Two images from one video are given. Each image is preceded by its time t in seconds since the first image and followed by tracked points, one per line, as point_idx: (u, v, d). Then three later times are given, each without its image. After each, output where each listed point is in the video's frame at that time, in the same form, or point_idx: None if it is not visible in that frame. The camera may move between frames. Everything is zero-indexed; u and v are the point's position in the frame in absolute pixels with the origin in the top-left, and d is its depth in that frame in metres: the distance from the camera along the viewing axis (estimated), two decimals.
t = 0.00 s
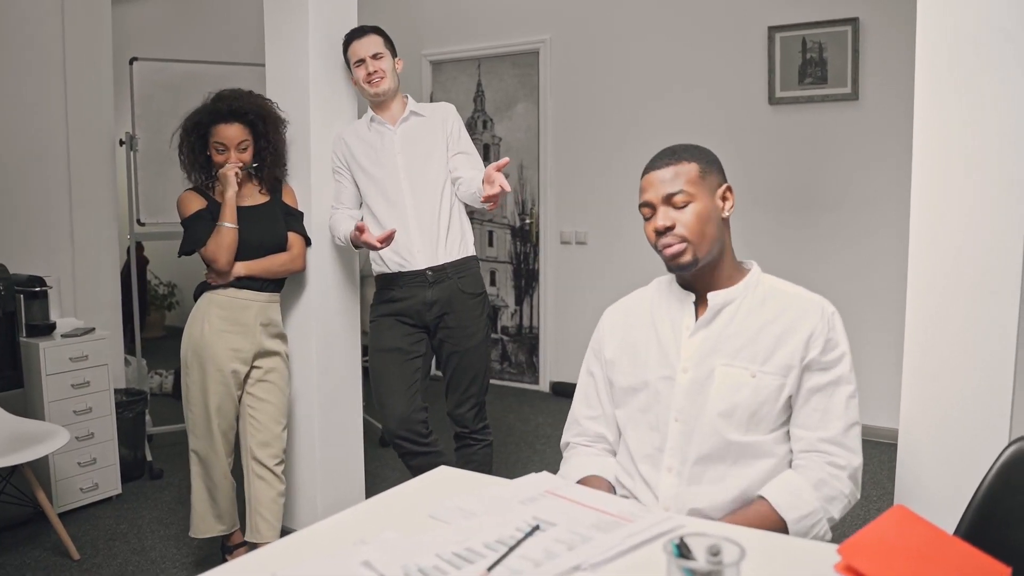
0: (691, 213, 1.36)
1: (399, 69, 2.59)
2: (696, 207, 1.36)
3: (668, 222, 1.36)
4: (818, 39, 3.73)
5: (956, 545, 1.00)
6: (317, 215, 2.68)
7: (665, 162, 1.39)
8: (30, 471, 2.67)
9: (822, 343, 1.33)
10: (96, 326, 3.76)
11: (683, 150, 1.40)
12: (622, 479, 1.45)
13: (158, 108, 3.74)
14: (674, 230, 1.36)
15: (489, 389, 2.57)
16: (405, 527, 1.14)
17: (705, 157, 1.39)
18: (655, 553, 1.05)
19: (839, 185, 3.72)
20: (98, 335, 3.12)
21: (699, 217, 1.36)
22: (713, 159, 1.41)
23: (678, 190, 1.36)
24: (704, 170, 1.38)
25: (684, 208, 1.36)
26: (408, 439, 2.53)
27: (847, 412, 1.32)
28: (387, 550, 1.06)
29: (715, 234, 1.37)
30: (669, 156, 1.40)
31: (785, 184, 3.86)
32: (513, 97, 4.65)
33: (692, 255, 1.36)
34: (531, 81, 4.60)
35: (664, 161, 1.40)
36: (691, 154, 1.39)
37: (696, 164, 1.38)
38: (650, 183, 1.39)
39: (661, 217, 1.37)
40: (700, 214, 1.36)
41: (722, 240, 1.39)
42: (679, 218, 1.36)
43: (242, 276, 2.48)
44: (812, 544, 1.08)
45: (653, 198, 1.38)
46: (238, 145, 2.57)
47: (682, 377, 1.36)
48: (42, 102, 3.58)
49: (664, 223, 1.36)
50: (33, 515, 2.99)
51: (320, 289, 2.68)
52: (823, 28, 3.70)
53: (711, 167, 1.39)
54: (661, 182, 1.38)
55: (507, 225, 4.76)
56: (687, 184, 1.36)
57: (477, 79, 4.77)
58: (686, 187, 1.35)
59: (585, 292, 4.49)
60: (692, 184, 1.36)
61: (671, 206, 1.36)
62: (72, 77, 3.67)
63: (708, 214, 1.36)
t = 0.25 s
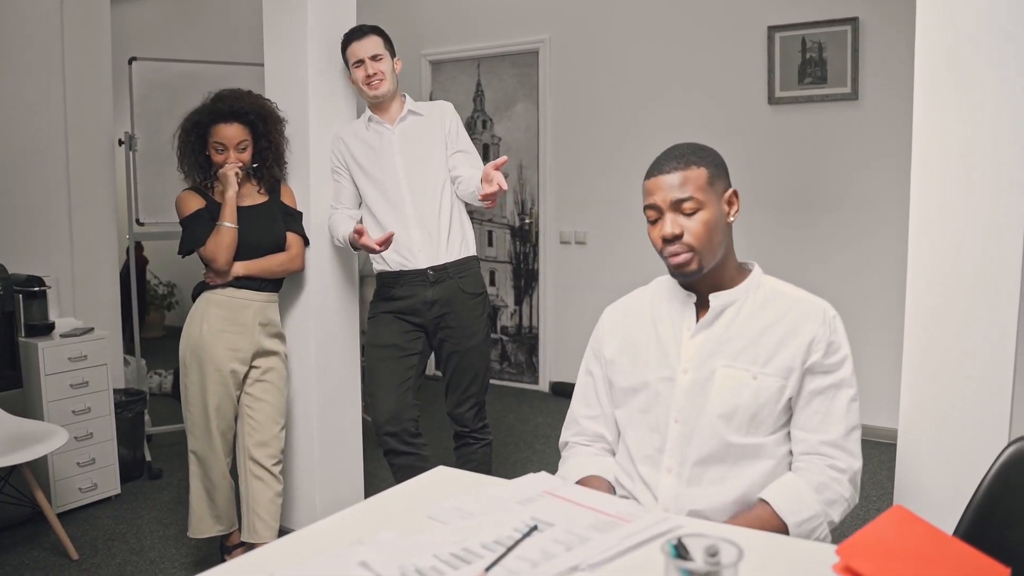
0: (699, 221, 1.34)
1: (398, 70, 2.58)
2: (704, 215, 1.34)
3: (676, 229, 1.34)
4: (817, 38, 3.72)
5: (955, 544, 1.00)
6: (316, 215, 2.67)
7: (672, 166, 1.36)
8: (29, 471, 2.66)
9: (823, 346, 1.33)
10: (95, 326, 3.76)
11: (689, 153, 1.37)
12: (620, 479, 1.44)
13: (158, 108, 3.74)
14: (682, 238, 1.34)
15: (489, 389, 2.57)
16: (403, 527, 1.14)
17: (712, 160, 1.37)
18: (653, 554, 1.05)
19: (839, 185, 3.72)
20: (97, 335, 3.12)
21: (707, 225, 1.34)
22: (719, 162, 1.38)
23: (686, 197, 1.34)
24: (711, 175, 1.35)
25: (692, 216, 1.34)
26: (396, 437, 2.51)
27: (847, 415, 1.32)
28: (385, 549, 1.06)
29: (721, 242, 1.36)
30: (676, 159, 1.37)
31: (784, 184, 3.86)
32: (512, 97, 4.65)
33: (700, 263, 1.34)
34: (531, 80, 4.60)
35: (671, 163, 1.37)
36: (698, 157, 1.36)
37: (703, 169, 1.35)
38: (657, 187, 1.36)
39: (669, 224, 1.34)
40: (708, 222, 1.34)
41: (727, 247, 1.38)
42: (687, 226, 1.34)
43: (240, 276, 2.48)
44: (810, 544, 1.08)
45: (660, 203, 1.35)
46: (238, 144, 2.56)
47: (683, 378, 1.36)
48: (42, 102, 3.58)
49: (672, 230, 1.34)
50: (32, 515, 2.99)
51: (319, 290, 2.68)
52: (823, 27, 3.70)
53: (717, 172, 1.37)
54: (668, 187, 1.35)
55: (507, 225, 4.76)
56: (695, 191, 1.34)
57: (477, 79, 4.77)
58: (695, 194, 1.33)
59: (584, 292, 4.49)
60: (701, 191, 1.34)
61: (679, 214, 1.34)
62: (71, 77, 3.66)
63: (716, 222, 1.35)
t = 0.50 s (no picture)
0: (703, 228, 1.31)
1: (399, 71, 2.57)
2: (708, 222, 1.31)
3: (679, 236, 1.31)
4: (817, 38, 3.72)
5: (955, 544, 1.00)
6: (315, 215, 2.67)
7: (676, 169, 1.32)
8: (28, 470, 2.66)
9: (822, 347, 1.32)
10: (94, 326, 3.76)
11: (694, 155, 1.33)
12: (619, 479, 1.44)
13: (157, 108, 3.74)
14: (685, 245, 1.31)
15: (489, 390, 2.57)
16: (402, 527, 1.14)
17: (717, 163, 1.33)
18: (652, 554, 1.05)
19: (839, 185, 3.71)
20: (96, 335, 3.12)
21: (710, 232, 1.31)
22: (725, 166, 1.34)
23: (691, 203, 1.31)
24: (716, 180, 1.32)
25: (696, 222, 1.31)
26: (386, 435, 2.50)
27: (847, 416, 1.32)
28: (384, 549, 1.06)
29: (723, 248, 1.33)
30: (681, 162, 1.33)
31: (784, 184, 3.85)
32: (511, 97, 4.65)
33: (702, 271, 1.32)
34: (530, 80, 4.59)
35: (676, 165, 1.33)
36: (704, 161, 1.32)
37: (708, 173, 1.32)
38: (661, 191, 1.32)
39: (673, 230, 1.31)
40: (711, 229, 1.31)
41: (729, 252, 1.35)
42: (690, 232, 1.31)
43: (239, 276, 2.48)
44: (810, 544, 1.08)
45: (663, 208, 1.32)
46: (237, 143, 2.56)
47: (682, 379, 1.35)
48: (41, 102, 3.57)
49: (676, 237, 1.31)
50: (31, 515, 2.99)
51: (318, 290, 2.67)
52: (822, 27, 3.69)
53: (722, 176, 1.33)
54: (672, 192, 1.31)
55: (507, 225, 4.75)
56: (699, 196, 1.31)
57: (476, 79, 4.77)
58: (700, 200, 1.30)
59: (584, 292, 4.49)
60: (705, 197, 1.31)
61: (683, 220, 1.31)
62: (70, 77, 3.66)
63: (719, 228, 1.32)
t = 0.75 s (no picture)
0: (702, 231, 1.30)
1: (404, 70, 2.57)
2: (708, 225, 1.30)
3: (679, 239, 1.30)
4: (817, 37, 3.72)
5: (954, 543, 1.00)
6: (315, 214, 2.66)
7: (677, 171, 1.31)
8: (27, 470, 2.66)
9: (822, 349, 1.32)
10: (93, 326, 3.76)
11: (694, 158, 1.32)
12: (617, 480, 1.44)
13: (156, 108, 3.73)
14: (685, 248, 1.30)
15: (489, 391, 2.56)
16: (401, 527, 1.14)
17: (718, 165, 1.33)
18: (651, 555, 1.05)
19: (839, 185, 3.71)
20: (95, 335, 3.11)
21: (709, 235, 1.30)
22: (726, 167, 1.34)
23: (690, 206, 1.29)
24: (716, 183, 1.31)
25: (696, 225, 1.30)
26: (379, 440, 2.52)
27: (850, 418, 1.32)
28: (382, 549, 1.06)
29: (722, 252, 1.33)
30: (681, 164, 1.32)
31: (783, 183, 3.85)
32: (511, 96, 4.65)
33: (701, 274, 1.31)
34: (530, 79, 4.59)
35: (676, 167, 1.32)
36: (704, 163, 1.31)
37: (709, 176, 1.31)
38: (660, 194, 1.31)
39: (672, 232, 1.30)
40: (710, 232, 1.30)
41: (726, 256, 1.35)
42: (689, 235, 1.30)
43: (238, 276, 2.47)
44: (809, 544, 1.07)
45: (663, 210, 1.31)
46: (236, 142, 2.55)
47: (681, 381, 1.35)
48: (40, 102, 3.57)
49: (675, 240, 1.30)
50: (30, 515, 2.99)
51: (317, 290, 2.67)
52: (822, 26, 3.69)
53: (722, 179, 1.33)
54: (672, 194, 1.30)
55: (506, 224, 4.75)
56: (699, 199, 1.30)
57: (476, 78, 4.77)
58: (700, 204, 1.29)
59: (583, 291, 4.48)
60: (705, 200, 1.30)
61: (682, 222, 1.30)
62: (69, 77, 3.66)
63: (718, 232, 1.31)
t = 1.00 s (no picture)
0: (701, 232, 1.29)
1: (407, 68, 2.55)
2: (706, 226, 1.29)
3: (677, 240, 1.29)
4: (816, 37, 3.72)
5: (954, 543, 0.99)
6: (313, 213, 2.67)
7: (675, 171, 1.30)
8: (25, 470, 2.65)
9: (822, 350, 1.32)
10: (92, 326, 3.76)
11: (694, 158, 1.31)
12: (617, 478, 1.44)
13: (156, 107, 3.73)
14: (683, 249, 1.29)
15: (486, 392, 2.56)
16: (399, 527, 1.13)
17: (718, 166, 1.32)
18: (650, 555, 1.04)
19: (839, 184, 3.71)
20: (94, 334, 3.11)
21: (707, 236, 1.30)
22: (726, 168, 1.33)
23: (689, 206, 1.29)
24: (715, 183, 1.30)
25: (694, 226, 1.29)
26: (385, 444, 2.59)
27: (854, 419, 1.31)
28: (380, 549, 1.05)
29: (720, 253, 1.32)
30: (680, 164, 1.31)
31: (783, 183, 3.85)
32: (511, 96, 4.65)
33: (699, 275, 1.30)
34: (530, 79, 4.59)
35: (675, 167, 1.31)
36: (704, 164, 1.31)
37: (708, 176, 1.30)
38: (659, 194, 1.30)
39: (670, 233, 1.29)
40: (709, 232, 1.30)
41: (725, 257, 1.34)
42: (687, 236, 1.29)
43: (236, 275, 2.47)
44: (809, 544, 1.07)
45: (660, 211, 1.30)
46: (236, 141, 2.54)
47: (681, 384, 1.36)
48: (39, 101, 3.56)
49: (672, 241, 1.29)
50: (29, 515, 2.99)
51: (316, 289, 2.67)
52: (822, 25, 3.69)
53: (722, 179, 1.32)
54: (670, 195, 1.29)
55: (506, 224, 4.75)
56: (697, 200, 1.29)
57: (475, 78, 4.77)
58: (699, 204, 1.28)
59: (583, 291, 4.48)
60: (704, 201, 1.29)
61: (681, 223, 1.29)
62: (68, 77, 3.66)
63: (717, 233, 1.30)
